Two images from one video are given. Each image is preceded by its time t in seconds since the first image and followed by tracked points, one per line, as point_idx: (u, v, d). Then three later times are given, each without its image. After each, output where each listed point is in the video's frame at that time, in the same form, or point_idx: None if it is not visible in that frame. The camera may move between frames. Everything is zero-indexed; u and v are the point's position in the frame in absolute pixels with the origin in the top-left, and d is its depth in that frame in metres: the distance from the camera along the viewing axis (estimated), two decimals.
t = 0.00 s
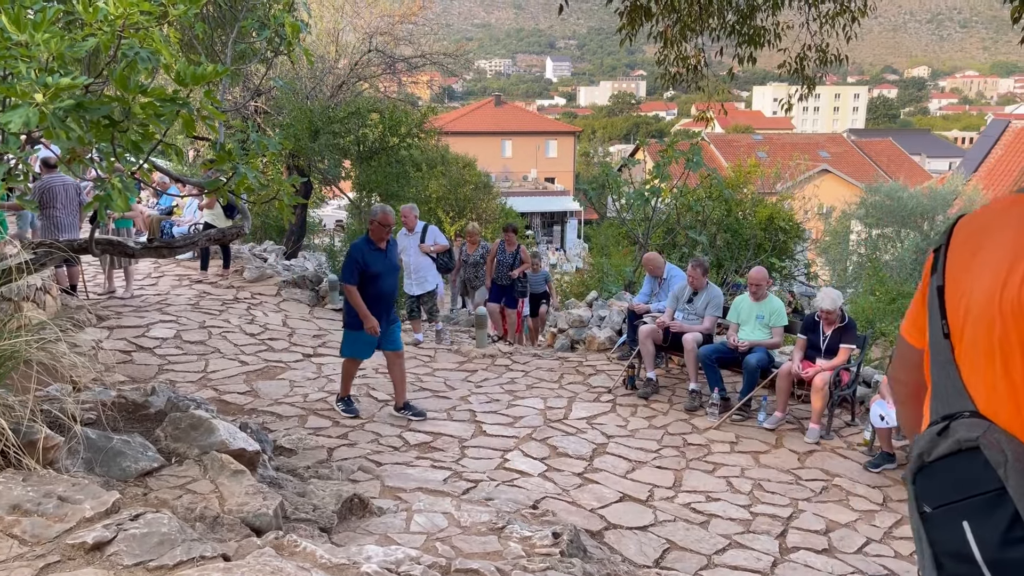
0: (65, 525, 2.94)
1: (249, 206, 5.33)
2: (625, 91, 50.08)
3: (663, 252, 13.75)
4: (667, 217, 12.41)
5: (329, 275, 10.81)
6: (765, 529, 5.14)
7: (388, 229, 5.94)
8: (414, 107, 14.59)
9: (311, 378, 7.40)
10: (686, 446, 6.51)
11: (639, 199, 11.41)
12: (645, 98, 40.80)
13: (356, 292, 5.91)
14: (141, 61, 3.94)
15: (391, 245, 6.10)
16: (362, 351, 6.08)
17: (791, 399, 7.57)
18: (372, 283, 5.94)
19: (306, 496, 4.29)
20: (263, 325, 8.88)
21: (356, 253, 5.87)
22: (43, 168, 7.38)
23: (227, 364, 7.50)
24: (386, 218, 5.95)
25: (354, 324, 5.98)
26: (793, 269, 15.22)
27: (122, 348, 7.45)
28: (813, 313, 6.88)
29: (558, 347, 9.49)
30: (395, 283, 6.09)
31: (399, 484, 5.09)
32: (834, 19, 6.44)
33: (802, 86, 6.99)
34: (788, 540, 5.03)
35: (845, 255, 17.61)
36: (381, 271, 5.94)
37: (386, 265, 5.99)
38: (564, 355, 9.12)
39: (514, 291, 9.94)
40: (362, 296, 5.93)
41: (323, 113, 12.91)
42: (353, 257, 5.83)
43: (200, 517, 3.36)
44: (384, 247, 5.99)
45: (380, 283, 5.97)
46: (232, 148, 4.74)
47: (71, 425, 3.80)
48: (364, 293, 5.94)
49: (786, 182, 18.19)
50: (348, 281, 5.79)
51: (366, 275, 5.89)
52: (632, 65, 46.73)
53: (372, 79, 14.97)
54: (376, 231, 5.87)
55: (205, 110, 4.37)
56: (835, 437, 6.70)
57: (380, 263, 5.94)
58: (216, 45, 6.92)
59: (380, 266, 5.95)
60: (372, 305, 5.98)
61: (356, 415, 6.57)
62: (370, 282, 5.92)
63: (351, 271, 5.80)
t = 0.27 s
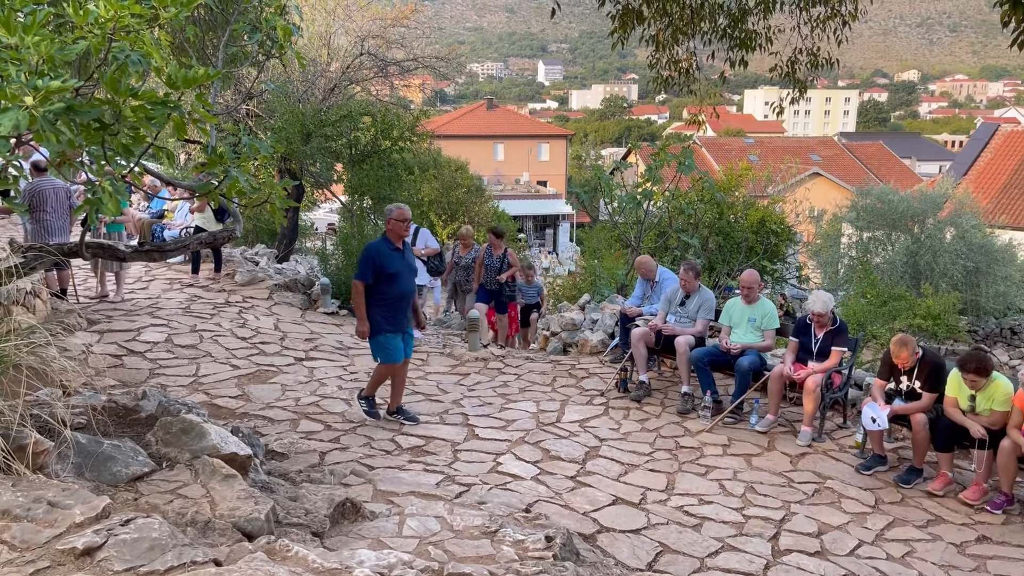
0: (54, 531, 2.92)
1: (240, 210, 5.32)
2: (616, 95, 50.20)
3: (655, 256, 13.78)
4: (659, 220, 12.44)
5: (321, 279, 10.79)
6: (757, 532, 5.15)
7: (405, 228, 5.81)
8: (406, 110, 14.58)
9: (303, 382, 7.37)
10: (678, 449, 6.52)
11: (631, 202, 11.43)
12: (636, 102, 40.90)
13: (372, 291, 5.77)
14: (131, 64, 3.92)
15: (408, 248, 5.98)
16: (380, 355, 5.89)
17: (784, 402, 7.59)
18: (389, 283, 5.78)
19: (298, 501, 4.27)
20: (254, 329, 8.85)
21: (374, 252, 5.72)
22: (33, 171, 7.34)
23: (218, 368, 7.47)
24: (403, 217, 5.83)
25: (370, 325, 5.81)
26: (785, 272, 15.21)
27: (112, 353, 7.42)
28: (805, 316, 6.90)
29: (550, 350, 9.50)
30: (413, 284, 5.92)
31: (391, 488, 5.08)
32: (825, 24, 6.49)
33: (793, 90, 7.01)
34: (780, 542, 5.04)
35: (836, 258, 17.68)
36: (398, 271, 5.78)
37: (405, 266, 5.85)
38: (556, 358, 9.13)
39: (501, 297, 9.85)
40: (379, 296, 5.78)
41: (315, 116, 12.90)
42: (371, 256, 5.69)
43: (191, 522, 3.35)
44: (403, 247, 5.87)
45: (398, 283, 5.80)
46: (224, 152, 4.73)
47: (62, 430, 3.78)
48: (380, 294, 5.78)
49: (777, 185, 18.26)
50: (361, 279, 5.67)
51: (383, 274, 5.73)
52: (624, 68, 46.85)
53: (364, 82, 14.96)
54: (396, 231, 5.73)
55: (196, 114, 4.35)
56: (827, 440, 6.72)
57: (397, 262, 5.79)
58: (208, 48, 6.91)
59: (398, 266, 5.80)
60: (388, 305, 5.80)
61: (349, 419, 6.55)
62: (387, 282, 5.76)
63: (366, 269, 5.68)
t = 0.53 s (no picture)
0: (45, 536, 2.90)
1: (233, 213, 5.30)
2: (609, 98, 50.27)
3: (648, 259, 13.79)
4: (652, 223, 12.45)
5: (313, 282, 10.77)
6: (751, 535, 5.16)
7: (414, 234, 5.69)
8: (399, 113, 14.56)
9: (296, 386, 7.35)
10: (672, 452, 6.52)
11: (625, 205, 11.44)
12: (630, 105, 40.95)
13: (384, 300, 5.69)
14: (123, 67, 3.91)
15: (421, 253, 5.86)
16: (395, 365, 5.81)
17: (777, 404, 7.60)
18: (401, 292, 5.68)
19: (291, 505, 4.26)
20: (247, 333, 8.82)
21: (386, 260, 5.61)
22: (24, 174, 7.30)
23: (210, 372, 7.44)
24: (412, 223, 5.71)
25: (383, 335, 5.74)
26: (777, 275, 15.24)
27: (104, 357, 7.38)
28: (798, 319, 6.92)
29: (543, 354, 9.48)
30: (426, 292, 5.82)
31: (385, 492, 5.07)
32: (817, 27, 6.50)
33: (786, 93, 7.01)
34: (774, 545, 5.05)
35: (828, 261, 17.72)
36: (410, 279, 5.68)
37: (417, 273, 5.74)
38: (550, 362, 9.12)
39: (488, 299, 9.84)
40: (391, 305, 5.69)
41: (308, 119, 12.86)
42: (382, 264, 5.59)
43: (183, 527, 3.32)
44: (415, 254, 5.75)
45: (410, 291, 5.71)
46: (216, 155, 4.71)
47: (53, 434, 3.76)
48: (392, 302, 5.69)
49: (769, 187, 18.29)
50: (372, 288, 5.59)
51: (394, 283, 5.64)
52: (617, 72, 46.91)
53: (357, 86, 14.93)
54: (407, 238, 5.61)
55: (188, 117, 4.34)
56: (820, 442, 6.73)
57: (409, 271, 5.68)
58: (200, 52, 6.88)
59: (410, 274, 5.69)
60: (401, 314, 5.71)
61: (342, 423, 6.53)
62: (399, 291, 5.67)
63: (376, 278, 5.58)
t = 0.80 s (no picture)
0: (37, 541, 2.88)
1: (225, 216, 5.28)
2: (602, 101, 50.33)
3: (641, 261, 13.80)
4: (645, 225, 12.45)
5: (307, 285, 10.74)
6: (745, 537, 5.16)
7: (423, 240, 5.62)
8: (392, 116, 14.54)
9: (289, 389, 7.32)
10: (666, 454, 6.52)
11: (618, 208, 11.45)
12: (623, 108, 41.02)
13: (397, 310, 5.61)
14: (116, 70, 3.89)
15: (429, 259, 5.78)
16: (411, 374, 5.76)
17: (770, 407, 7.60)
18: (413, 300, 5.62)
19: (284, 509, 4.24)
20: (240, 336, 8.79)
21: (396, 269, 5.54)
22: (15, 177, 7.26)
23: (203, 375, 7.41)
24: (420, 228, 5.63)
25: (398, 344, 5.68)
26: (770, 277, 15.22)
27: (96, 360, 7.34)
28: (791, 322, 6.94)
29: (537, 356, 9.48)
30: (438, 299, 5.75)
31: (378, 496, 5.06)
32: (810, 30, 6.55)
33: (779, 96, 7.04)
34: (768, 548, 5.05)
35: (821, 264, 17.76)
36: (422, 286, 5.61)
37: (427, 280, 5.67)
38: (544, 365, 9.12)
39: (473, 298, 9.84)
40: (404, 314, 5.62)
41: (301, 122, 12.83)
42: (393, 273, 5.51)
43: (176, 531, 3.30)
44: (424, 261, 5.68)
45: (422, 299, 5.64)
46: (209, 158, 4.69)
47: (44, 439, 3.74)
48: (404, 311, 5.62)
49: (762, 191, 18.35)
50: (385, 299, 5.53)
51: (407, 292, 5.57)
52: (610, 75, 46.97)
53: (350, 89, 14.91)
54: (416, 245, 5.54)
55: (181, 120, 4.32)
56: (814, 445, 6.74)
57: (420, 278, 5.61)
58: (193, 55, 6.87)
59: (421, 281, 5.62)
60: (414, 322, 5.64)
61: (335, 426, 6.51)
62: (411, 299, 5.60)
63: (389, 288, 5.50)
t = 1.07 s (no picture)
0: (27, 546, 2.87)
1: (218, 220, 5.27)
2: (596, 104, 50.41)
3: (635, 264, 13.81)
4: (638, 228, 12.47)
5: (300, 288, 10.72)
6: (738, 540, 5.17)
7: (433, 245, 5.59)
8: (385, 119, 14.53)
9: (282, 393, 7.30)
10: (659, 457, 6.53)
11: (611, 211, 11.46)
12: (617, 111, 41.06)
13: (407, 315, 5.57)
14: (108, 73, 3.88)
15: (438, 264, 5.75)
16: (419, 380, 5.72)
17: (763, 410, 7.62)
18: (422, 305, 5.59)
19: (277, 513, 4.23)
20: (233, 339, 8.77)
21: (405, 274, 5.50)
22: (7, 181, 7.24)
23: (196, 379, 7.39)
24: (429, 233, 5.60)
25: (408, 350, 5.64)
26: (764, 280, 15.25)
27: (88, 364, 7.31)
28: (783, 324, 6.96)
29: (531, 359, 9.47)
30: (447, 304, 5.72)
31: (371, 500, 5.05)
32: (802, 34, 6.60)
33: (771, 100, 7.07)
34: (761, 550, 5.06)
35: (814, 266, 17.80)
36: (431, 292, 5.58)
37: (436, 284, 5.63)
38: (537, 368, 9.12)
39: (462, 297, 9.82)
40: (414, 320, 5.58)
41: (294, 125, 12.81)
42: (402, 278, 5.47)
43: (167, 536, 3.30)
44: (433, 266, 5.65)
45: (431, 304, 5.61)
46: (201, 161, 4.68)
47: (35, 443, 3.73)
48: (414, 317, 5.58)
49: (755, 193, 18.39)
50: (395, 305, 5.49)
51: (416, 297, 5.54)
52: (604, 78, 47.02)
53: (343, 92, 14.88)
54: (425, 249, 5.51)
55: (173, 123, 4.31)
56: (807, 447, 6.76)
57: (430, 283, 5.59)
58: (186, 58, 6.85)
59: (430, 287, 5.60)
60: (423, 328, 5.61)
61: (328, 430, 6.49)
62: (420, 304, 5.57)
63: (399, 293, 5.46)
